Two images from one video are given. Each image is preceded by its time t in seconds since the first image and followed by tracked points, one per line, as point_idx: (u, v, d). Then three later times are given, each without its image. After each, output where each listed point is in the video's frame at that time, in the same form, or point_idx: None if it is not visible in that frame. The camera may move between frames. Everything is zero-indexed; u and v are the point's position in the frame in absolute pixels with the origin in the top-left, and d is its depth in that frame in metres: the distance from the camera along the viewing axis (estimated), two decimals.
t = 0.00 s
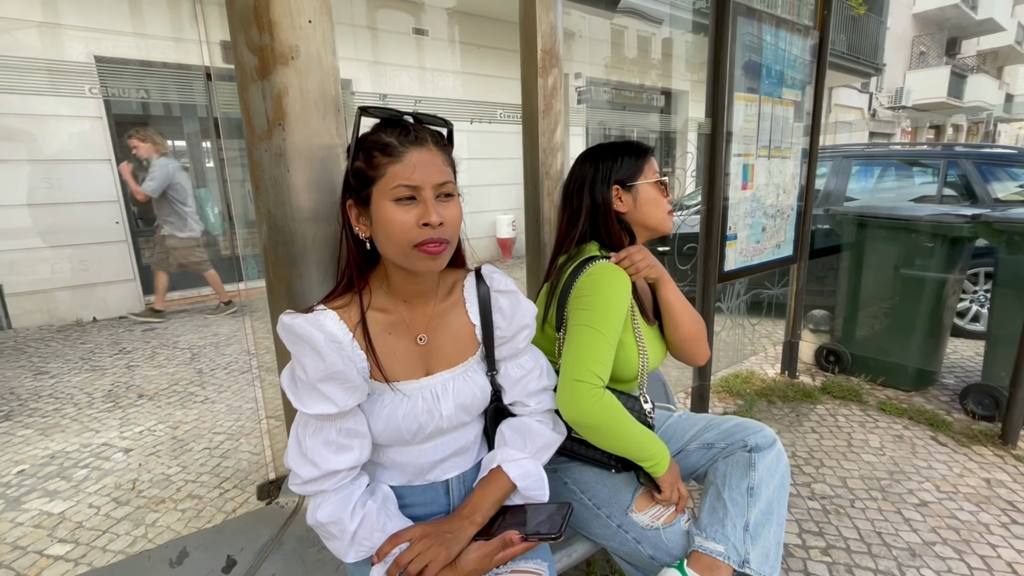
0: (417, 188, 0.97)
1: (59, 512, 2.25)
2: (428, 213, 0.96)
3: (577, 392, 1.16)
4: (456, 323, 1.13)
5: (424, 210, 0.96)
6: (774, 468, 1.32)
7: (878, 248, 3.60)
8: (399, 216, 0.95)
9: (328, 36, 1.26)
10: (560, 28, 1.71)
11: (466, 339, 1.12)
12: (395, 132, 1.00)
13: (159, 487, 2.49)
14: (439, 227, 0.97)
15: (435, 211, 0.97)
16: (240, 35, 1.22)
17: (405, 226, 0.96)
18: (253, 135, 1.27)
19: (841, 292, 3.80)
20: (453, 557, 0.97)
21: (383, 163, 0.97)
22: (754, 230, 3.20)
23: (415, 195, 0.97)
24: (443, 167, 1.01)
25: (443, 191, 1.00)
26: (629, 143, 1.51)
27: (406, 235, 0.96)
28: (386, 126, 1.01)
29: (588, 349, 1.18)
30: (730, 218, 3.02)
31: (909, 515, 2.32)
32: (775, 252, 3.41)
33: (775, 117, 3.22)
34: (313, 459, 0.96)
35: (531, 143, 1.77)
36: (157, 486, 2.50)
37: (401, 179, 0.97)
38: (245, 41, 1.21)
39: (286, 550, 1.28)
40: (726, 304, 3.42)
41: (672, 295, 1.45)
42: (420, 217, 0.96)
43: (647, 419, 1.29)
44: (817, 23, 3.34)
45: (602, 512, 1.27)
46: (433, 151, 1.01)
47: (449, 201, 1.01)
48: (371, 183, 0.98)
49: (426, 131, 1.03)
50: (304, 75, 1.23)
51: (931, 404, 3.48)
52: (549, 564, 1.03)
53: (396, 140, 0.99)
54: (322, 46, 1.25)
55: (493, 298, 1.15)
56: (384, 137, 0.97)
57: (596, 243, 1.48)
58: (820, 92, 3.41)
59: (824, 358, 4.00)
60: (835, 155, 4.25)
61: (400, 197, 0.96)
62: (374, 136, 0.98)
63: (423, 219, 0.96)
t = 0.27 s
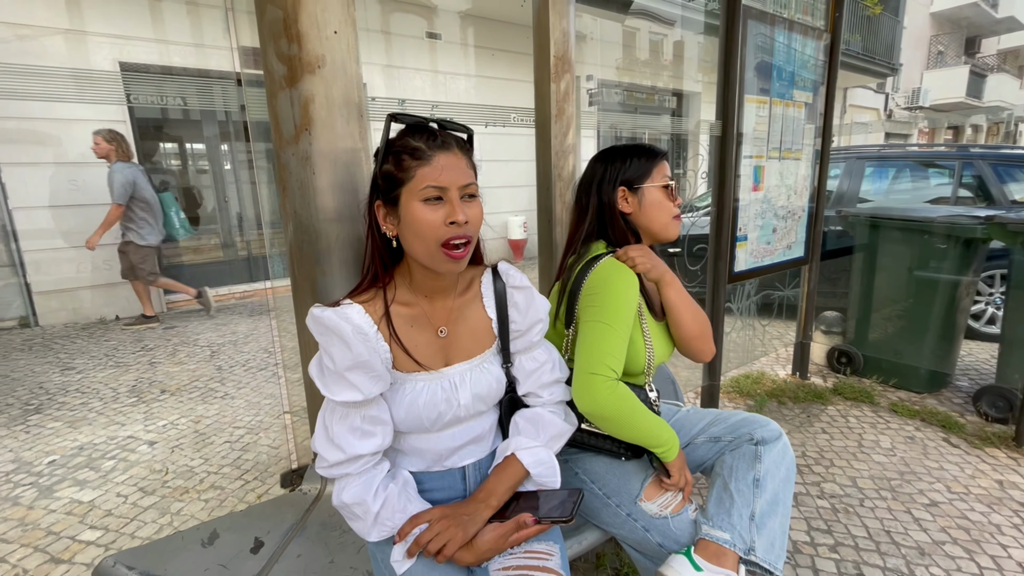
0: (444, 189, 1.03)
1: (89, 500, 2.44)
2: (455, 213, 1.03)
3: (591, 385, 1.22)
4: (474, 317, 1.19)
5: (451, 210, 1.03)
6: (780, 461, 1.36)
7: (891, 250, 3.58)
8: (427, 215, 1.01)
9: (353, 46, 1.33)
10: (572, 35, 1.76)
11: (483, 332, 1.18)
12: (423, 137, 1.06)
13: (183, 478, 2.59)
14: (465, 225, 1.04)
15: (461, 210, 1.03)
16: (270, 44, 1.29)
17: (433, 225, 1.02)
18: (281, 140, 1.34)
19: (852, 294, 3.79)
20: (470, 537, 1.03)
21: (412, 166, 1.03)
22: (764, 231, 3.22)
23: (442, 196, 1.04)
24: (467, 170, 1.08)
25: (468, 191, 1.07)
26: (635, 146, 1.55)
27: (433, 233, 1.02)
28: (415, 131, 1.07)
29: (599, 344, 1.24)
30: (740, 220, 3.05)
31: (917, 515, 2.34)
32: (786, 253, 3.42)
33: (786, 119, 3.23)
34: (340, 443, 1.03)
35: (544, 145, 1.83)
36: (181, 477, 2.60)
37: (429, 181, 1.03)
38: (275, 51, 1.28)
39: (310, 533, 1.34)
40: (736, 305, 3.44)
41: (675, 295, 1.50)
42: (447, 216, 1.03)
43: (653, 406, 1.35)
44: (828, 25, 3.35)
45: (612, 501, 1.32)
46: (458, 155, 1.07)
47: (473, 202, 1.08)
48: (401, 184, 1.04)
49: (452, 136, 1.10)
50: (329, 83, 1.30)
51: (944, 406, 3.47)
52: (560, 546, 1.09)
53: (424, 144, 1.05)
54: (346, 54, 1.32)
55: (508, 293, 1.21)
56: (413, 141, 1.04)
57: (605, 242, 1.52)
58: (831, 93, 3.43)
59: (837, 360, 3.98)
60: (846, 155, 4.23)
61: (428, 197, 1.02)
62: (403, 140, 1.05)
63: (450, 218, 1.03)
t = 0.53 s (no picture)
0: (463, 184, 1.09)
1: (120, 488, 2.51)
2: (472, 207, 1.09)
3: (601, 380, 1.25)
4: (496, 309, 1.23)
5: (468, 204, 1.09)
6: (792, 454, 1.39)
7: (909, 251, 3.55)
8: (445, 209, 1.08)
9: (379, 51, 1.39)
10: (589, 38, 1.81)
11: (505, 324, 1.23)
12: (447, 138, 1.12)
13: (208, 468, 2.68)
14: (480, 218, 1.09)
15: (477, 205, 1.09)
16: (301, 51, 1.36)
17: (451, 217, 1.08)
18: (311, 142, 1.41)
19: (868, 295, 3.77)
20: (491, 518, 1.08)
21: (435, 163, 1.09)
22: (778, 231, 3.23)
23: (461, 191, 1.10)
24: (487, 167, 1.13)
25: (486, 187, 1.12)
26: (648, 149, 1.57)
27: (452, 226, 1.08)
28: (441, 131, 1.13)
29: (611, 340, 1.26)
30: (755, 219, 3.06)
31: (933, 515, 2.33)
32: (800, 253, 3.42)
33: (801, 120, 3.24)
34: (370, 426, 1.08)
35: (561, 146, 1.88)
36: (207, 467, 2.70)
37: (448, 177, 1.09)
38: (306, 58, 1.35)
39: (337, 517, 1.40)
40: (750, 305, 3.45)
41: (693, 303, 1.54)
42: (463, 210, 1.09)
43: (668, 401, 1.38)
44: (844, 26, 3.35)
45: (626, 491, 1.36)
46: (479, 153, 1.13)
47: (490, 197, 1.13)
48: (424, 181, 1.10)
49: (474, 136, 1.15)
50: (357, 87, 1.37)
51: (964, 408, 3.43)
52: (577, 529, 1.13)
53: (448, 143, 1.11)
54: (373, 59, 1.38)
55: (529, 287, 1.25)
56: (437, 141, 1.10)
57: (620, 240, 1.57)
58: (847, 93, 3.42)
59: (854, 361, 3.93)
60: (864, 155, 4.25)
61: (448, 192, 1.09)
62: (429, 140, 1.11)
63: (467, 211, 1.09)
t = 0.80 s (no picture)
0: (474, 190, 1.11)
1: (145, 482, 2.62)
2: (480, 212, 1.11)
3: (609, 386, 1.30)
4: (511, 310, 1.25)
5: (477, 209, 1.11)
6: (806, 459, 1.38)
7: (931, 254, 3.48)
8: (456, 213, 1.10)
9: (398, 59, 1.42)
10: (603, 42, 1.82)
11: (519, 325, 1.24)
12: (461, 144, 1.15)
13: (229, 465, 2.75)
14: (489, 223, 1.11)
15: (486, 210, 1.11)
16: (323, 60, 1.40)
17: (462, 222, 1.11)
18: (331, 147, 1.45)
19: (889, 299, 3.70)
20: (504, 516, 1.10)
21: (448, 169, 1.12)
22: (796, 234, 3.19)
23: (472, 196, 1.12)
24: (499, 172, 1.15)
25: (497, 192, 1.13)
26: (649, 152, 1.49)
27: (463, 229, 1.11)
28: (457, 138, 1.16)
29: (616, 347, 1.29)
30: (771, 222, 3.03)
31: (954, 524, 2.28)
32: (819, 256, 3.37)
33: (820, 121, 3.20)
34: (388, 422, 1.11)
35: (575, 150, 1.89)
36: (227, 464, 2.76)
37: (459, 182, 1.12)
38: (327, 66, 1.39)
39: (353, 513, 1.44)
40: (766, 308, 3.43)
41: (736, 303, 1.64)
42: (474, 214, 1.11)
43: (679, 400, 1.40)
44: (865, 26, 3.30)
45: (638, 492, 1.37)
46: (490, 158, 1.14)
47: (503, 201, 1.14)
48: (440, 186, 1.14)
49: (488, 141, 1.17)
50: (376, 93, 1.40)
51: (988, 415, 3.35)
52: (589, 529, 1.14)
53: (461, 149, 1.14)
54: (391, 67, 1.41)
55: (543, 289, 1.27)
56: (451, 148, 1.13)
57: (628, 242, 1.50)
58: (867, 94, 3.37)
59: (873, 366, 3.87)
60: (886, 158, 4.15)
61: (459, 197, 1.11)
62: (444, 148, 1.14)
63: (477, 216, 1.11)
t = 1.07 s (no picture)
0: (465, 193, 1.12)
1: (158, 477, 2.67)
2: (471, 214, 1.12)
3: (605, 388, 1.29)
4: (505, 310, 1.25)
5: (468, 211, 1.12)
6: (808, 465, 1.35)
7: (953, 257, 3.37)
8: (447, 215, 1.12)
9: (398, 61, 1.43)
10: (608, 42, 1.81)
11: (513, 325, 1.25)
12: (453, 147, 1.15)
13: (239, 461, 2.80)
14: (478, 226, 1.12)
15: (476, 212, 1.12)
16: (324, 62, 1.41)
17: (453, 224, 1.12)
18: (332, 148, 1.47)
19: (908, 302, 3.61)
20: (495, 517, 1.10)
21: (440, 172, 1.13)
22: (810, 235, 3.13)
23: (463, 198, 1.13)
24: (491, 174, 1.15)
25: (489, 195, 1.14)
26: (640, 157, 1.44)
27: (454, 232, 1.12)
28: (451, 141, 1.17)
29: (612, 349, 1.28)
30: (784, 223, 2.98)
31: (971, 535, 2.21)
32: (834, 258, 3.30)
33: (836, 120, 3.13)
34: (381, 421, 1.12)
35: (578, 150, 1.89)
36: (237, 460, 2.81)
37: (451, 185, 1.13)
38: (328, 68, 1.41)
39: (351, 511, 1.45)
40: (779, 311, 3.37)
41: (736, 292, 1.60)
42: (465, 217, 1.12)
43: (678, 403, 1.37)
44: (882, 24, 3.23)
45: (635, 496, 1.36)
46: (481, 160, 1.15)
47: (494, 203, 1.15)
48: (432, 188, 1.16)
49: (480, 144, 1.17)
50: (376, 95, 1.41)
51: (1012, 423, 3.24)
52: (581, 531, 1.14)
53: (453, 152, 1.15)
54: (391, 69, 1.43)
55: (538, 290, 1.25)
56: (443, 150, 1.14)
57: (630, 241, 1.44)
58: (884, 92, 3.30)
59: (891, 370, 3.78)
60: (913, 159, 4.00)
61: (450, 200, 1.13)
62: (437, 149, 1.15)
63: (467, 218, 1.12)
